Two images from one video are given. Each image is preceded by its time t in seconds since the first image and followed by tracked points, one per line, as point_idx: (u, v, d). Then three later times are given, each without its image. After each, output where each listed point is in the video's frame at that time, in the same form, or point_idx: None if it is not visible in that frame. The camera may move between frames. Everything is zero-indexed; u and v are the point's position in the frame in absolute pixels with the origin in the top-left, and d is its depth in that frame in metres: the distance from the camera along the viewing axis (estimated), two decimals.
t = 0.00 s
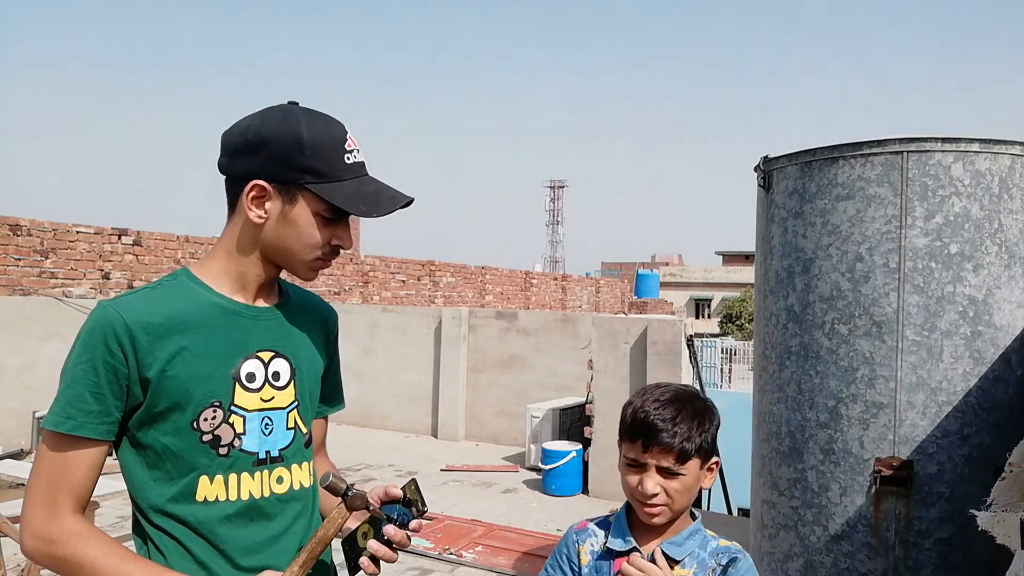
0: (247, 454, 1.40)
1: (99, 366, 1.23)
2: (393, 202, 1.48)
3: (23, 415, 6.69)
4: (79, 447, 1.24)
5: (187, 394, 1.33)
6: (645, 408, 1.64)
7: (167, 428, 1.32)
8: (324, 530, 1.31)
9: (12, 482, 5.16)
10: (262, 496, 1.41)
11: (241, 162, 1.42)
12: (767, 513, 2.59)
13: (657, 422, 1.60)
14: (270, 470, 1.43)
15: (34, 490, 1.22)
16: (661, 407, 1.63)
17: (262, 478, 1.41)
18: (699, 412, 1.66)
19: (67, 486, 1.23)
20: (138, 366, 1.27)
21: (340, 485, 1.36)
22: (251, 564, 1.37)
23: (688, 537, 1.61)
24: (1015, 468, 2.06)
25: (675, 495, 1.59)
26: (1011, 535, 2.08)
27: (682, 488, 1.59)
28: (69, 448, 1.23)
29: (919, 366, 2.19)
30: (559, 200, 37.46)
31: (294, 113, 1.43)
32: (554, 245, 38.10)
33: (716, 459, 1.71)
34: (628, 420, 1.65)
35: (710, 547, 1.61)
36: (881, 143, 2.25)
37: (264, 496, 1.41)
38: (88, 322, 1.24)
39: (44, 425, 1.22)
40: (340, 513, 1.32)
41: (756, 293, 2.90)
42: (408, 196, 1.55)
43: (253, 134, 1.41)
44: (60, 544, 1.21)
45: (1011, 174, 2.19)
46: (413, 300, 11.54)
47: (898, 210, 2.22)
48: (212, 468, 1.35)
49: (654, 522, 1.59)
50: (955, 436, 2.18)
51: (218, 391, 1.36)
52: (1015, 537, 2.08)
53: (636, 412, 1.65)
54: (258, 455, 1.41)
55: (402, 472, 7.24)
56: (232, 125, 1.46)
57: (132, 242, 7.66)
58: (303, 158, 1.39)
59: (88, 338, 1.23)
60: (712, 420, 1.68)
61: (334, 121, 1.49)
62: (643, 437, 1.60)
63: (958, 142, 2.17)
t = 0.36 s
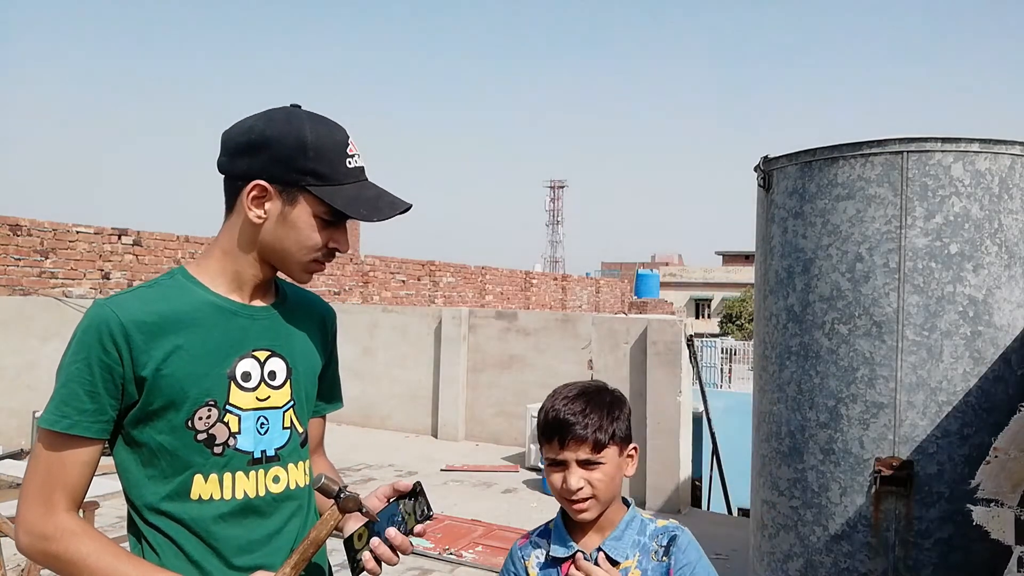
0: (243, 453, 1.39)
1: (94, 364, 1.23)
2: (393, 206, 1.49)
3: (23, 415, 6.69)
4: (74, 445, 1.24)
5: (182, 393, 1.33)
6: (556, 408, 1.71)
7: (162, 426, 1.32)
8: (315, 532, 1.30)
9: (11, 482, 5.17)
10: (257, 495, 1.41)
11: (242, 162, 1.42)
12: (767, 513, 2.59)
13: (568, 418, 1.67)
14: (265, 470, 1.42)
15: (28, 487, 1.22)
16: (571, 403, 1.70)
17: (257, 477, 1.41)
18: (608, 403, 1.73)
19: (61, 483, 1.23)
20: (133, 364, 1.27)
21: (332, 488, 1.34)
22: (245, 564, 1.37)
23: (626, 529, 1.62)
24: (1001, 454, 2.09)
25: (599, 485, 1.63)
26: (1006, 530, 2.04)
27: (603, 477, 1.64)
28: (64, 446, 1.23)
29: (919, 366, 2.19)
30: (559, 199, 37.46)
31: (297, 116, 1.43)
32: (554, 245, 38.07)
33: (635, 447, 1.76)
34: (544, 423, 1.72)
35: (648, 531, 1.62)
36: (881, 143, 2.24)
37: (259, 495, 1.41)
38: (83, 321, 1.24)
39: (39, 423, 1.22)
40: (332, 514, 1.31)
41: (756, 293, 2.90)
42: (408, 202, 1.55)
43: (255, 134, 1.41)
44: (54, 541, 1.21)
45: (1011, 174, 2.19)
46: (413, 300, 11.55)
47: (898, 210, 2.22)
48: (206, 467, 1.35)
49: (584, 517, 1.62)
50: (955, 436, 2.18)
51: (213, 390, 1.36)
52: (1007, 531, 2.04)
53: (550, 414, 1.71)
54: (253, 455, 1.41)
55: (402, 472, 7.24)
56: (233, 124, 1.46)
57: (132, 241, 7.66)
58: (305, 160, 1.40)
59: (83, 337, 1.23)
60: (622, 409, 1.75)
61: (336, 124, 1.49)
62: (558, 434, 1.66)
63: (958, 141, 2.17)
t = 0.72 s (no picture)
0: (240, 452, 1.40)
1: (92, 363, 1.23)
2: (391, 205, 1.49)
3: (23, 415, 6.69)
4: (72, 444, 1.24)
5: (181, 391, 1.33)
6: (524, 405, 1.73)
7: (160, 425, 1.32)
8: (314, 532, 1.30)
9: (12, 482, 5.17)
10: (255, 494, 1.41)
11: (241, 159, 1.42)
12: (767, 513, 2.59)
13: (536, 414, 1.69)
14: (262, 469, 1.43)
15: (25, 487, 1.22)
16: (539, 400, 1.72)
17: (255, 476, 1.41)
18: (575, 400, 1.76)
19: (59, 484, 1.23)
20: (131, 363, 1.27)
21: (331, 488, 1.35)
22: (243, 563, 1.37)
23: (590, 522, 1.66)
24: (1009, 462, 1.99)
25: (565, 481, 1.66)
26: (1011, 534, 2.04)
27: (569, 474, 1.67)
28: (61, 446, 1.23)
29: (919, 366, 2.19)
30: (559, 199, 37.46)
31: (298, 114, 1.43)
32: (554, 245, 38.05)
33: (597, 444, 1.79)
34: (511, 419, 1.74)
35: (613, 522, 1.68)
36: (881, 143, 2.24)
37: (256, 494, 1.41)
38: (80, 319, 1.24)
39: (36, 422, 1.22)
40: (331, 514, 1.31)
41: (756, 293, 2.90)
42: (406, 202, 1.56)
43: (255, 131, 1.41)
44: (51, 541, 1.21)
45: (1011, 174, 2.19)
46: (413, 300, 11.55)
47: (898, 210, 2.22)
48: (204, 466, 1.35)
49: (548, 512, 1.65)
50: (955, 436, 2.18)
51: (212, 388, 1.36)
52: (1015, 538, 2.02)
53: (517, 410, 1.73)
54: (251, 454, 1.41)
55: (402, 472, 7.24)
56: (233, 121, 1.46)
57: (132, 241, 7.66)
58: (305, 157, 1.40)
59: (81, 336, 1.23)
60: (587, 406, 1.78)
61: (335, 124, 1.49)
62: (526, 430, 1.68)
63: (958, 142, 2.17)
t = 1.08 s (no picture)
0: (241, 454, 1.40)
1: (92, 365, 1.23)
2: (394, 204, 1.49)
3: (23, 415, 6.70)
4: (72, 447, 1.24)
5: (181, 393, 1.33)
6: (547, 397, 1.73)
7: (161, 427, 1.32)
8: (316, 534, 1.31)
9: (12, 482, 5.18)
10: (255, 496, 1.41)
11: (243, 158, 1.42)
12: (767, 513, 2.59)
13: (559, 409, 1.70)
14: (263, 470, 1.43)
15: (25, 490, 1.22)
16: (564, 395, 1.72)
17: (256, 478, 1.41)
18: (598, 401, 1.76)
19: (59, 486, 1.23)
20: (131, 365, 1.27)
21: (333, 490, 1.36)
22: (245, 566, 1.37)
23: (595, 516, 1.68)
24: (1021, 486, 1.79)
25: (577, 476, 1.66)
26: None
27: (583, 471, 1.67)
28: (61, 449, 1.23)
29: (919, 366, 2.19)
30: (559, 200, 37.48)
31: (300, 113, 1.43)
32: (554, 245, 38.04)
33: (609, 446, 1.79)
34: (533, 409, 1.73)
35: (616, 518, 1.69)
36: (881, 143, 2.24)
37: (257, 496, 1.41)
38: (81, 322, 1.24)
39: (37, 425, 1.22)
40: (333, 515, 1.32)
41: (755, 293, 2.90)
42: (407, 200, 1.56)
43: (258, 131, 1.41)
44: (52, 543, 1.21)
45: (1011, 174, 2.19)
46: (413, 300, 11.55)
47: (899, 210, 2.22)
48: (205, 468, 1.35)
49: (555, 502, 1.65)
50: (955, 436, 2.18)
51: (212, 390, 1.36)
52: None
53: (540, 401, 1.73)
54: (252, 455, 1.41)
55: (402, 472, 7.24)
56: (235, 120, 1.45)
57: (132, 242, 7.66)
58: (308, 157, 1.40)
59: (81, 338, 1.23)
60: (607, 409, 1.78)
61: (337, 123, 1.49)
62: (547, 422, 1.69)
63: (958, 142, 2.17)
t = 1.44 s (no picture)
0: (246, 455, 1.39)
1: (97, 366, 1.23)
2: (401, 208, 1.49)
3: (23, 415, 6.70)
4: (77, 449, 1.24)
5: (186, 394, 1.32)
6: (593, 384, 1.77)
7: (165, 428, 1.32)
8: (323, 538, 1.33)
9: (12, 482, 5.18)
10: (260, 498, 1.41)
11: (252, 159, 1.41)
12: (767, 513, 2.58)
13: (596, 395, 1.73)
14: (268, 472, 1.43)
15: (29, 492, 1.22)
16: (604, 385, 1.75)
17: (261, 480, 1.41)
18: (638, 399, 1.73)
19: (63, 488, 1.23)
20: (136, 367, 1.27)
21: (342, 494, 1.38)
22: (249, 568, 1.37)
23: (632, 518, 1.68)
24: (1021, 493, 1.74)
25: (590, 463, 1.66)
26: None
27: (598, 458, 1.66)
28: (66, 450, 1.23)
29: (919, 366, 2.19)
30: (559, 200, 37.48)
31: (310, 115, 1.43)
32: (554, 245, 38.03)
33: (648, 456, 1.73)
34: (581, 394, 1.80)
35: (653, 524, 1.69)
36: (881, 143, 2.24)
37: (262, 498, 1.41)
38: (85, 322, 1.24)
39: (42, 426, 1.21)
40: (340, 519, 1.33)
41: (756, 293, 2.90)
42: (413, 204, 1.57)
43: (267, 132, 1.40)
44: (56, 546, 1.20)
45: (1011, 174, 2.19)
46: (413, 300, 11.55)
47: (898, 210, 2.22)
48: (210, 470, 1.35)
49: (568, 482, 1.69)
50: (955, 436, 2.17)
51: (216, 392, 1.36)
52: None
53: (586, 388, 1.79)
54: (257, 457, 1.41)
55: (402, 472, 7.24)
56: (244, 120, 1.45)
57: (132, 242, 7.66)
58: (317, 159, 1.40)
59: (85, 339, 1.23)
60: (651, 414, 1.75)
61: (346, 126, 1.49)
62: (579, 404, 1.74)
63: (958, 142, 2.17)
